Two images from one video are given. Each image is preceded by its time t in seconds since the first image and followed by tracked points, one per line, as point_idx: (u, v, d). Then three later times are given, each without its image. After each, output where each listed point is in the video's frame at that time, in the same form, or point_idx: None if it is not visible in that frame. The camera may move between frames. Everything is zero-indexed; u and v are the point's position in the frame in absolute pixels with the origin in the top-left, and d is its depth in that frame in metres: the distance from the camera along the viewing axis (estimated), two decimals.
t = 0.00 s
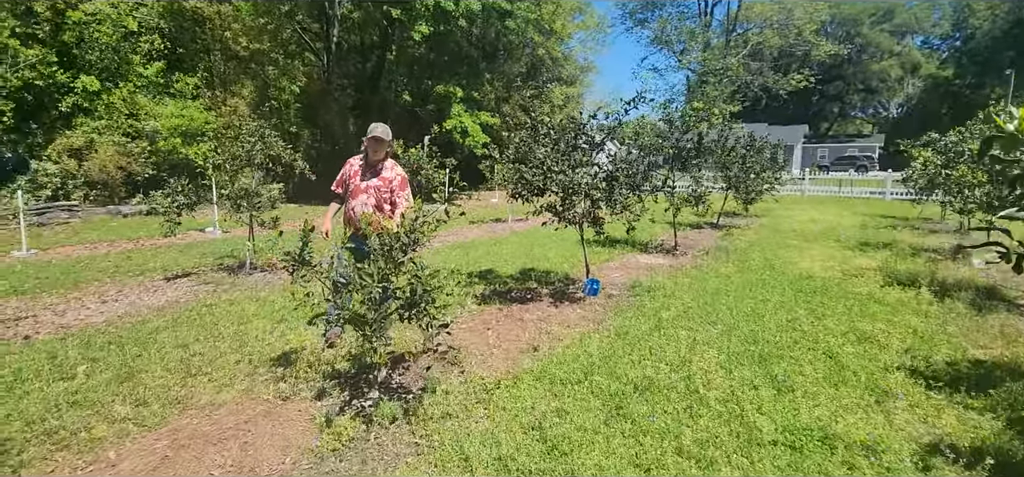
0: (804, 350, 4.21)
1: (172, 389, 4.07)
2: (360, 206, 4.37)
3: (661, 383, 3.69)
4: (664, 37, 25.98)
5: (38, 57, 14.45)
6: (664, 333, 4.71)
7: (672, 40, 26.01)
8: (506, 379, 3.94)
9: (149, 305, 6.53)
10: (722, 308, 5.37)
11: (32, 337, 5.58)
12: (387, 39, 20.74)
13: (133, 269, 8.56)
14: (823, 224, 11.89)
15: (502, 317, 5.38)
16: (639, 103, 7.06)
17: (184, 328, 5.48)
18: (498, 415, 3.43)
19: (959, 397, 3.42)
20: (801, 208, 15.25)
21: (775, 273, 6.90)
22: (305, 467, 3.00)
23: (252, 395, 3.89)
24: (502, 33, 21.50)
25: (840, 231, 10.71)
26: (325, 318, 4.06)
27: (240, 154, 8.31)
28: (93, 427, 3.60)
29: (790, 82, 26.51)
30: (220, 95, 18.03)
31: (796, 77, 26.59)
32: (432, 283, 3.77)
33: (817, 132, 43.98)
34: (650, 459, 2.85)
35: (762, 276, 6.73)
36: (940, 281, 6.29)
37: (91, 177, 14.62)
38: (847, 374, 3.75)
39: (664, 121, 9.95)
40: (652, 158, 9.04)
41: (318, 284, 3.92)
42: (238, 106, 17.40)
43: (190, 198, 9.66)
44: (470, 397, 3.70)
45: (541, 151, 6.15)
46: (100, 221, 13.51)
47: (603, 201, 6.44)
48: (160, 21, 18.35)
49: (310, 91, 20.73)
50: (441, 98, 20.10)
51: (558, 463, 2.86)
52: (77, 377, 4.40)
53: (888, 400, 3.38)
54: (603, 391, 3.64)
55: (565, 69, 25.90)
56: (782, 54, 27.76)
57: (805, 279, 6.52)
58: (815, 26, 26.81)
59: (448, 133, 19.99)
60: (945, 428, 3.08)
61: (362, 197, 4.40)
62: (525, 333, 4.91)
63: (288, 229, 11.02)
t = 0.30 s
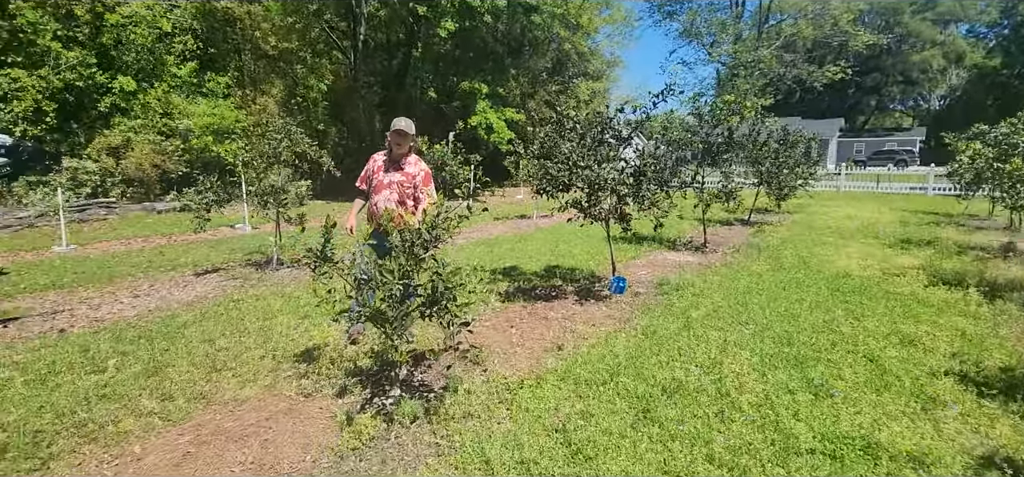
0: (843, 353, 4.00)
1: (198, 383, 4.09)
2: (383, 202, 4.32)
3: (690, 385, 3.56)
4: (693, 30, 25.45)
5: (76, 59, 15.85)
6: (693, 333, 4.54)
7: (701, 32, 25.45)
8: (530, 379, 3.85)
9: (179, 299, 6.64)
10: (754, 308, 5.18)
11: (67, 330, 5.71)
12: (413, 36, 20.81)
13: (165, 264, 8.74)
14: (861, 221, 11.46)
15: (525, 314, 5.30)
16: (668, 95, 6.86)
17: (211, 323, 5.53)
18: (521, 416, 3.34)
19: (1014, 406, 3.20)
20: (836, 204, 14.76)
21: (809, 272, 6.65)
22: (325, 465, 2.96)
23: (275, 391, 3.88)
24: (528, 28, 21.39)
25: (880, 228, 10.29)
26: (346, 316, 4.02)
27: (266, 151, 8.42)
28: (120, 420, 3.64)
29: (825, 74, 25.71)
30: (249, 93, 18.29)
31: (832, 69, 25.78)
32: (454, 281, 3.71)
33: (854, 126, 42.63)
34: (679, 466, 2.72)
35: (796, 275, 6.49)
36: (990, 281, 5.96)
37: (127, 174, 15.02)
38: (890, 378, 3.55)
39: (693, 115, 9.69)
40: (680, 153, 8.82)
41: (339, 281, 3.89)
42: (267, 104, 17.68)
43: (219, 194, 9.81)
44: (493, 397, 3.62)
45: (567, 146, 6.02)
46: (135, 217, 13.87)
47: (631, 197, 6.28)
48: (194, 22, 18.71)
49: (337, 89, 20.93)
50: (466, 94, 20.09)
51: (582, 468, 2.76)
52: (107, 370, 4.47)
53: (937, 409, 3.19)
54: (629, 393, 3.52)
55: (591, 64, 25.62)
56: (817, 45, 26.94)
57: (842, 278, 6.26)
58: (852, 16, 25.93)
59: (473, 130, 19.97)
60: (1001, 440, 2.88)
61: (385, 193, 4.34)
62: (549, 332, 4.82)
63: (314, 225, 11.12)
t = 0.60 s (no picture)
0: (883, 359, 3.77)
1: (217, 381, 4.09)
2: (402, 200, 4.24)
3: (716, 391, 3.38)
4: (724, 23, 24.87)
5: (115, 63, 16.18)
6: (721, 336, 4.35)
7: (733, 25, 24.86)
8: (549, 381, 3.73)
9: (205, 297, 6.71)
10: (786, 310, 4.96)
11: (96, 326, 5.81)
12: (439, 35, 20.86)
13: (194, 262, 8.89)
14: (902, 219, 10.99)
15: (546, 315, 5.18)
16: (696, 89, 6.64)
17: (233, 321, 5.56)
18: (538, 420, 3.23)
19: None
20: (876, 202, 14.21)
21: (846, 272, 6.36)
22: (338, 468, 2.89)
23: (292, 391, 3.85)
24: (554, 25, 21.21)
25: (922, 227, 9.83)
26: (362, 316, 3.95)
27: (290, 149, 8.50)
28: (140, 417, 3.63)
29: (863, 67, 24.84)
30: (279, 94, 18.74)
31: (870, 62, 24.88)
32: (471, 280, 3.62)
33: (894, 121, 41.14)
34: None
35: (832, 275, 6.21)
36: None
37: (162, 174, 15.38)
38: (934, 387, 3.33)
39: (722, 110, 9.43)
40: (710, 149, 8.56)
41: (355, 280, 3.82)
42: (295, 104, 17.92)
43: (246, 194, 9.94)
44: (511, 400, 3.51)
45: (590, 142, 5.87)
46: (169, 216, 14.19)
47: (656, 194, 6.10)
48: (225, 25, 19.41)
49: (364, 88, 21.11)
50: (491, 92, 20.02)
51: None
52: (130, 366, 4.50)
53: (987, 421, 2.96)
54: (652, 398, 3.37)
55: (619, 60, 25.29)
56: (855, 37, 26.04)
57: (881, 279, 5.97)
58: (892, 6, 24.97)
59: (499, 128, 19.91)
60: None
61: (403, 191, 4.26)
62: (571, 332, 4.69)
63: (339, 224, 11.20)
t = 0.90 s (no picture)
0: (920, 371, 3.53)
1: (229, 381, 4.07)
2: (414, 200, 4.17)
3: (737, 402, 3.21)
4: (755, 19, 24.28)
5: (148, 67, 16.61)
6: (744, 343, 4.16)
7: (764, 21, 24.25)
8: (562, 387, 3.61)
9: (225, 296, 6.76)
10: (815, 316, 4.72)
11: (118, 324, 5.87)
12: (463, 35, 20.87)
13: (218, 261, 9.00)
14: (942, 222, 10.47)
15: (563, 318, 5.05)
16: (722, 86, 6.41)
17: (250, 321, 5.56)
18: (548, 429, 3.11)
19: None
20: (915, 202, 13.64)
21: (881, 277, 6.06)
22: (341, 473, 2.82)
23: (301, 392, 3.80)
24: (579, 24, 21.01)
25: (965, 229, 9.37)
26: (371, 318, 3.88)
27: (310, 150, 8.52)
28: (151, 416, 3.61)
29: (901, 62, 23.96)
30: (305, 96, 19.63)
31: (910, 57, 23.97)
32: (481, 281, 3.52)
33: (936, 119, 39.45)
34: None
35: (866, 280, 5.93)
36: None
37: (192, 174, 15.69)
38: (976, 403, 3.10)
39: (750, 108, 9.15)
40: (737, 148, 8.30)
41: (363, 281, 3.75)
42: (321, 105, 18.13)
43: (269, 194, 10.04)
44: (521, 406, 3.40)
45: (609, 141, 5.72)
46: (199, 215, 14.46)
47: (678, 194, 5.91)
48: (253, 29, 19.59)
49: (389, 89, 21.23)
50: (515, 92, 19.92)
51: None
52: (146, 365, 4.52)
53: None
54: (669, 408, 3.21)
55: (645, 58, 24.93)
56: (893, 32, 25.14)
57: (920, 285, 5.66)
58: None
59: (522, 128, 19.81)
60: None
61: (416, 191, 4.19)
62: (588, 336, 4.55)
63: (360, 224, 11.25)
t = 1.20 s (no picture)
0: (953, 381, 3.36)
1: (242, 380, 4.06)
2: (426, 198, 4.13)
3: (757, 410, 3.09)
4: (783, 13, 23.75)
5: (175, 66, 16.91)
6: (765, 348, 4.02)
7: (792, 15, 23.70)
8: (574, 392, 3.52)
9: (243, 293, 6.81)
10: (841, 321, 4.55)
11: (139, 320, 5.94)
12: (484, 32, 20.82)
13: (239, 258, 9.09)
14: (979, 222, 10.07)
15: (579, 319, 4.97)
16: (745, 82, 6.22)
17: (266, 318, 5.59)
18: (560, 434, 3.03)
19: None
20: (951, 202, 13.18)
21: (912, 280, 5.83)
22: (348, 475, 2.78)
23: (312, 392, 3.78)
24: (601, 20, 20.78)
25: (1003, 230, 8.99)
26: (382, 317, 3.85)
27: (328, 148, 8.51)
28: (165, 413, 3.60)
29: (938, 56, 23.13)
30: (327, 95, 20.15)
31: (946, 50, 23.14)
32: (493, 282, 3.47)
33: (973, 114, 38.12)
34: None
35: (897, 284, 5.70)
36: None
37: (217, 172, 15.92)
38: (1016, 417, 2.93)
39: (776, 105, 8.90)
40: (761, 146, 8.08)
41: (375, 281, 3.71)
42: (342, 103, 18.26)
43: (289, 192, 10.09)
44: (533, 410, 3.33)
45: (627, 139, 5.60)
46: (223, 212, 14.67)
47: (698, 194, 5.76)
48: (276, 28, 20.44)
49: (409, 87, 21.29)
50: (536, 89, 19.81)
51: None
52: (164, 361, 4.56)
53: None
54: (686, 415, 3.11)
55: (669, 55, 24.60)
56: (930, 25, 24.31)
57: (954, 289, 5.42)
58: None
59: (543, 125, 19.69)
60: None
61: (428, 190, 4.14)
62: (603, 339, 4.45)
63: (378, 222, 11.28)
